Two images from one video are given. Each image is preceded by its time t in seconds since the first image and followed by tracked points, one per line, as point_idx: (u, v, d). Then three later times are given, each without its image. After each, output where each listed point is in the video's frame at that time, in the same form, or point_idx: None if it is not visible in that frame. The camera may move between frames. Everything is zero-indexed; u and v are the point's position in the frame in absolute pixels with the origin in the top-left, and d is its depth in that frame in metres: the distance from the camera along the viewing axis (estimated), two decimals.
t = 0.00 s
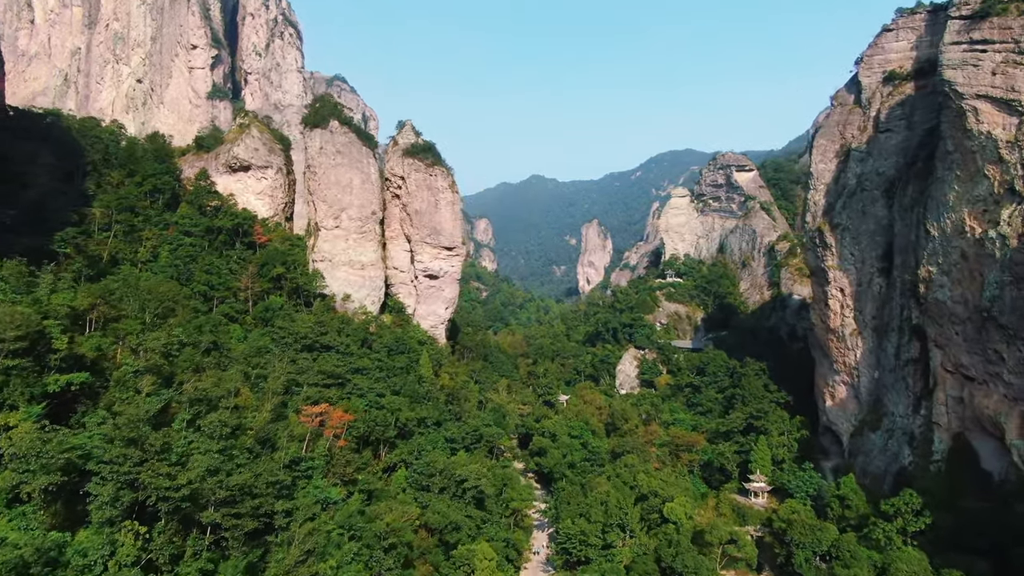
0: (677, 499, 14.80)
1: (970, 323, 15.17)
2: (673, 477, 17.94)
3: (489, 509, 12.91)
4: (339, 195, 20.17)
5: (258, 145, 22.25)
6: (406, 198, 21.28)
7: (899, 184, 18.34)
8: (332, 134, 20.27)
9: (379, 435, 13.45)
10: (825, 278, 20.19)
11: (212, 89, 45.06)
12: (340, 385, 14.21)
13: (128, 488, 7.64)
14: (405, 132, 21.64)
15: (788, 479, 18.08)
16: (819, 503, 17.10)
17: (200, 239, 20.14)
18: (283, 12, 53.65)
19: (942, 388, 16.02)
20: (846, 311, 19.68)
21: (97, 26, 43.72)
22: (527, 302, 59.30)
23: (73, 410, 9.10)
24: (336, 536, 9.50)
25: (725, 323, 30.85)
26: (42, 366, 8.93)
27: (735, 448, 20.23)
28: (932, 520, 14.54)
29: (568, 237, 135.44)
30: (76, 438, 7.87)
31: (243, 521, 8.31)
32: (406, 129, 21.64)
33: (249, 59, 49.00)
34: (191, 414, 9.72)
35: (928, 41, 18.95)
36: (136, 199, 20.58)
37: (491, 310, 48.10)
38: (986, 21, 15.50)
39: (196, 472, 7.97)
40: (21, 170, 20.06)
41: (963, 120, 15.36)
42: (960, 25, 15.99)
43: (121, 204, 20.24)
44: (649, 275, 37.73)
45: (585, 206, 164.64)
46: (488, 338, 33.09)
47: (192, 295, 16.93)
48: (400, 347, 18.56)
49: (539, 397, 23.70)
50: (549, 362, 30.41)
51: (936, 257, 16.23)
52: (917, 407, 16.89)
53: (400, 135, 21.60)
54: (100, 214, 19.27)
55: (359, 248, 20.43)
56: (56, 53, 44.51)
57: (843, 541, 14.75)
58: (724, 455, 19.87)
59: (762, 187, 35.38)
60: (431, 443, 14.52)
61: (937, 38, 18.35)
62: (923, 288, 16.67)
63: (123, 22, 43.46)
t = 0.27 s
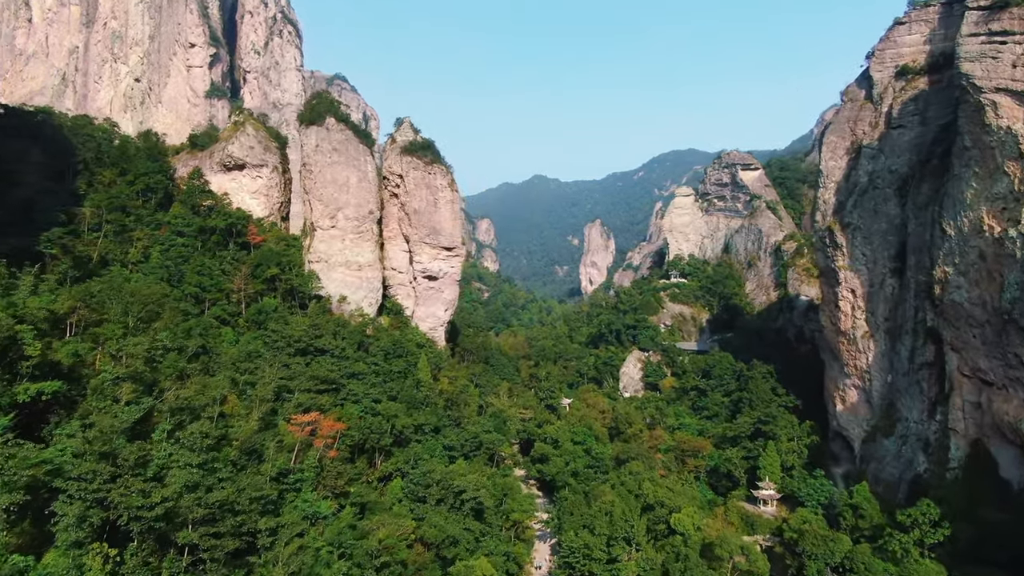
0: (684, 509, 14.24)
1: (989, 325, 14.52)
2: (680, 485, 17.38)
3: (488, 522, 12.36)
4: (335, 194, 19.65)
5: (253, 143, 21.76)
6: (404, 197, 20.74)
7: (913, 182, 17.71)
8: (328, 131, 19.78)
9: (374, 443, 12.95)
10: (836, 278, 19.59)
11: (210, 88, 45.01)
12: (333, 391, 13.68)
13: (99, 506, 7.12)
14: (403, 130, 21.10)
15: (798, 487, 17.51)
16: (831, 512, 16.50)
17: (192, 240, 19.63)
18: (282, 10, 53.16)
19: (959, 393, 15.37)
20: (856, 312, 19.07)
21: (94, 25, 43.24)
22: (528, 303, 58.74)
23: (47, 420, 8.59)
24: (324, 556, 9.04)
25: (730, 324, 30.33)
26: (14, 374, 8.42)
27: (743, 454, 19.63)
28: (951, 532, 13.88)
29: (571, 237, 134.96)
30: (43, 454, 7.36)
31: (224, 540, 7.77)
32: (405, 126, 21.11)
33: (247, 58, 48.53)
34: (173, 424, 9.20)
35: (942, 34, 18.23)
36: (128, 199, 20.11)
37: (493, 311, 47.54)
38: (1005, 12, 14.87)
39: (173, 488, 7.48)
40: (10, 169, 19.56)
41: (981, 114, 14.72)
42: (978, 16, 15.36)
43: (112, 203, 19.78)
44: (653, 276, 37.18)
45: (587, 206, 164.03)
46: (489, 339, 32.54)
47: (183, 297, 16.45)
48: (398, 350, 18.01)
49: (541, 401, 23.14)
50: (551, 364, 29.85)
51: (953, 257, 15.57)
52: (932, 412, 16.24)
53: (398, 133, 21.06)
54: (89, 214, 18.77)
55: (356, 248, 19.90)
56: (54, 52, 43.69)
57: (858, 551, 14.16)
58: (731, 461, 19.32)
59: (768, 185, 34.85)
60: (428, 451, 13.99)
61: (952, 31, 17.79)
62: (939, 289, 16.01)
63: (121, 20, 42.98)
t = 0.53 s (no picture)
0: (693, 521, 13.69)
1: (1009, 329, 13.76)
2: (686, 494, 16.82)
3: (487, 536, 11.86)
4: (331, 194, 19.13)
5: (248, 141, 21.28)
6: (403, 197, 20.21)
7: (927, 179, 16.99)
8: (324, 129, 19.25)
9: (368, 452, 12.46)
10: (847, 279, 18.97)
11: (210, 88, 44.62)
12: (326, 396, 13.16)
13: (62, 529, 6.75)
14: (402, 127, 20.56)
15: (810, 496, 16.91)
16: (844, 523, 15.91)
17: (185, 241, 19.13)
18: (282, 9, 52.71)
19: (976, 399, 14.63)
20: (869, 315, 18.44)
21: (92, 24, 42.82)
22: (531, 304, 58.18)
23: (16, 433, 8.07)
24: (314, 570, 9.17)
25: (736, 326, 29.80)
26: None
27: (752, 461, 19.03)
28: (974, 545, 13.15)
29: (573, 238, 134.43)
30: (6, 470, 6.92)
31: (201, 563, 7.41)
32: (403, 124, 20.58)
33: (246, 57, 48.11)
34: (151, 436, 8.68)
35: (956, 28, 17.71)
36: (119, 199, 19.62)
37: (495, 312, 46.99)
38: None
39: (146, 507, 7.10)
40: None
41: (1001, 108, 13.98)
42: (996, 7, 14.63)
43: (102, 203, 19.30)
44: (657, 277, 36.61)
45: (590, 207, 163.47)
46: (491, 342, 32.00)
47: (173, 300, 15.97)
48: (395, 354, 17.48)
49: (544, 405, 22.59)
50: (554, 367, 29.31)
51: (970, 257, 14.80)
52: (949, 419, 15.52)
53: (396, 130, 20.53)
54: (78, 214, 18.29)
55: (353, 249, 19.38)
56: (52, 52, 43.10)
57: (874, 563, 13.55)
58: (739, 468, 18.75)
59: (774, 185, 33.77)
60: (425, 461, 13.46)
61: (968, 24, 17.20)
62: (956, 291, 15.22)
63: (120, 19, 42.55)
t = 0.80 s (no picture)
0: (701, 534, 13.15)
1: None
2: (693, 503, 16.26)
3: (486, 552, 11.43)
4: (327, 193, 18.60)
5: (242, 139, 20.83)
6: (401, 196, 19.66)
7: (943, 177, 16.32)
8: (319, 126, 18.74)
9: (363, 462, 12.07)
10: (858, 281, 18.31)
11: (208, 87, 43.97)
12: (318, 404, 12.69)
13: (18, 555, 6.87)
14: (400, 125, 20.04)
15: (823, 506, 16.26)
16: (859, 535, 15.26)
17: (176, 241, 18.66)
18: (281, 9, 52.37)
19: (995, 406, 13.93)
20: (882, 317, 17.77)
21: (91, 24, 42.53)
22: (533, 306, 57.62)
23: None
24: None
25: (742, 328, 29.23)
26: None
27: (760, 468, 18.44)
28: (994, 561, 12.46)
29: (576, 239, 133.91)
30: None
31: None
32: (401, 121, 20.05)
33: (245, 56, 47.77)
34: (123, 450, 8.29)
35: (973, 20, 17.19)
36: (109, 199, 19.18)
37: (496, 314, 46.45)
38: None
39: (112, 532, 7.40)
40: None
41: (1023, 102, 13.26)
42: None
43: (92, 204, 18.83)
44: (661, 278, 36.06)
45: (592, 207, 162.93)
46: (492, 344, 31.47)
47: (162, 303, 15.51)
48: (392, 358, 16.95)
49: (546, 410, 22.06)
50: (556, 370, 28.78)
51: (989, 258, 14.11)
52: (966, 425, 14.82)
53: (394, 128, 20.01)
54: (66, 214, 17.85)
55: (349, 250, 18.86)
56: (50, 51, 42.47)
57: None
58: (746, 475, 18.18)
59: (780, 185, 33.45)
60: (421, 471, 12.97)
61: (986, 17, 16.65)
62: (974, 293, 14.54)
63: (117, 19, 42.32)
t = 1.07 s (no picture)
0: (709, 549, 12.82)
1: None
2: (700, 512, 15.69)
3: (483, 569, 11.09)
4: (321, 192, 18.09)
5: (236, 137, 20.34)
6: (398, 195, 19.12)
7: (960, 173, 15.64)
8: (314, 123, 18.22)
9: (355, 473, 11.69)
10: (870, 282, 17.63)
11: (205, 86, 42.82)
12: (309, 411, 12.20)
13: None
14: (397, 122, 19.49)
15: (834, 516, 15.68)
16: (873, 548, 14.66)
17: (167, 242, 18.14)
18: (281, 7, 51.88)
19: (1016, 413, 13.24)
20: (895, 320, 17.09)
21: (88, 22, 42.07)
22: (535, 306, 57.11)
23: None
24: None
25: (748, 330, 28.66)
26: None
27: (769, 476, 17.85)
28: None
29: (578, 239, 133.33)
30: None
31: None
32: (398, 118, 19.52)
33: (244, 54, 47.31)
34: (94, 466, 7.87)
35: (990, 11, 16.68)
36: (98, 198, 18.69)
37: (498, 314, 45.93)
38: None
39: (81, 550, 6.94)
40: None
41: None
42: None
43: (81, 203, 18.34)
44: (665, 278, 35.47)
45: (595, 207, 162.33)
46: (493, 346, 30.92)
47: (149, 306, 15.01)
48: (388, 362, 16.40)
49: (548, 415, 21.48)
50: (560, 373, 28.27)
51: (1009, 258, 13.40)
52: (986, 433, 14.12)
53: (391, 125, 19.48)
54: (53, 214, 17.35)
55: (344, 250, 18.32)
56: (47, 50, 42.03)
57: None
58: (754, 482, 17.60)
59: (787, 184, 32.46)
60: (417, 482, 12.50)
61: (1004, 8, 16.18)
62: (993, 295, 13.84)
63: (115, 17, 41.97)
